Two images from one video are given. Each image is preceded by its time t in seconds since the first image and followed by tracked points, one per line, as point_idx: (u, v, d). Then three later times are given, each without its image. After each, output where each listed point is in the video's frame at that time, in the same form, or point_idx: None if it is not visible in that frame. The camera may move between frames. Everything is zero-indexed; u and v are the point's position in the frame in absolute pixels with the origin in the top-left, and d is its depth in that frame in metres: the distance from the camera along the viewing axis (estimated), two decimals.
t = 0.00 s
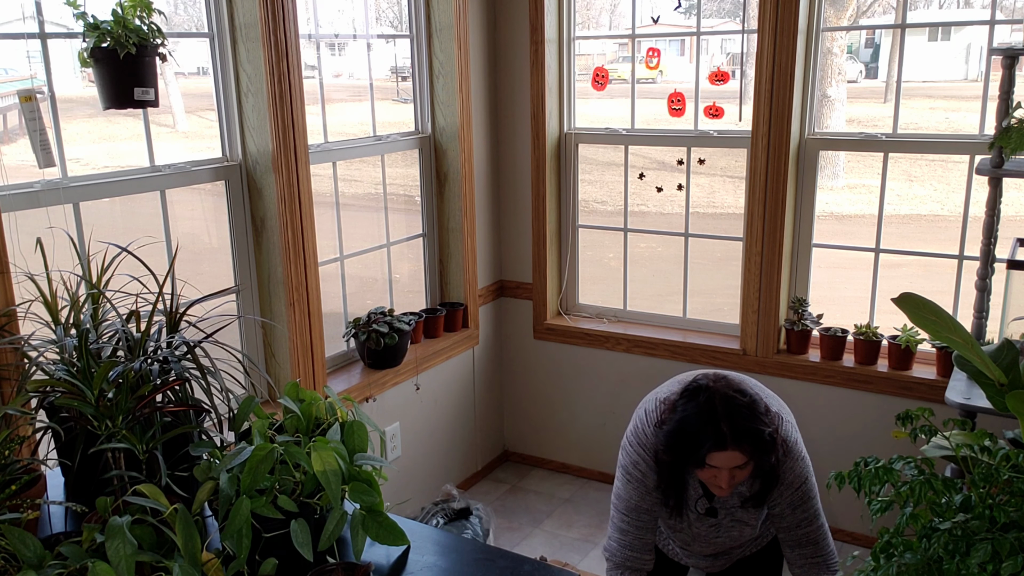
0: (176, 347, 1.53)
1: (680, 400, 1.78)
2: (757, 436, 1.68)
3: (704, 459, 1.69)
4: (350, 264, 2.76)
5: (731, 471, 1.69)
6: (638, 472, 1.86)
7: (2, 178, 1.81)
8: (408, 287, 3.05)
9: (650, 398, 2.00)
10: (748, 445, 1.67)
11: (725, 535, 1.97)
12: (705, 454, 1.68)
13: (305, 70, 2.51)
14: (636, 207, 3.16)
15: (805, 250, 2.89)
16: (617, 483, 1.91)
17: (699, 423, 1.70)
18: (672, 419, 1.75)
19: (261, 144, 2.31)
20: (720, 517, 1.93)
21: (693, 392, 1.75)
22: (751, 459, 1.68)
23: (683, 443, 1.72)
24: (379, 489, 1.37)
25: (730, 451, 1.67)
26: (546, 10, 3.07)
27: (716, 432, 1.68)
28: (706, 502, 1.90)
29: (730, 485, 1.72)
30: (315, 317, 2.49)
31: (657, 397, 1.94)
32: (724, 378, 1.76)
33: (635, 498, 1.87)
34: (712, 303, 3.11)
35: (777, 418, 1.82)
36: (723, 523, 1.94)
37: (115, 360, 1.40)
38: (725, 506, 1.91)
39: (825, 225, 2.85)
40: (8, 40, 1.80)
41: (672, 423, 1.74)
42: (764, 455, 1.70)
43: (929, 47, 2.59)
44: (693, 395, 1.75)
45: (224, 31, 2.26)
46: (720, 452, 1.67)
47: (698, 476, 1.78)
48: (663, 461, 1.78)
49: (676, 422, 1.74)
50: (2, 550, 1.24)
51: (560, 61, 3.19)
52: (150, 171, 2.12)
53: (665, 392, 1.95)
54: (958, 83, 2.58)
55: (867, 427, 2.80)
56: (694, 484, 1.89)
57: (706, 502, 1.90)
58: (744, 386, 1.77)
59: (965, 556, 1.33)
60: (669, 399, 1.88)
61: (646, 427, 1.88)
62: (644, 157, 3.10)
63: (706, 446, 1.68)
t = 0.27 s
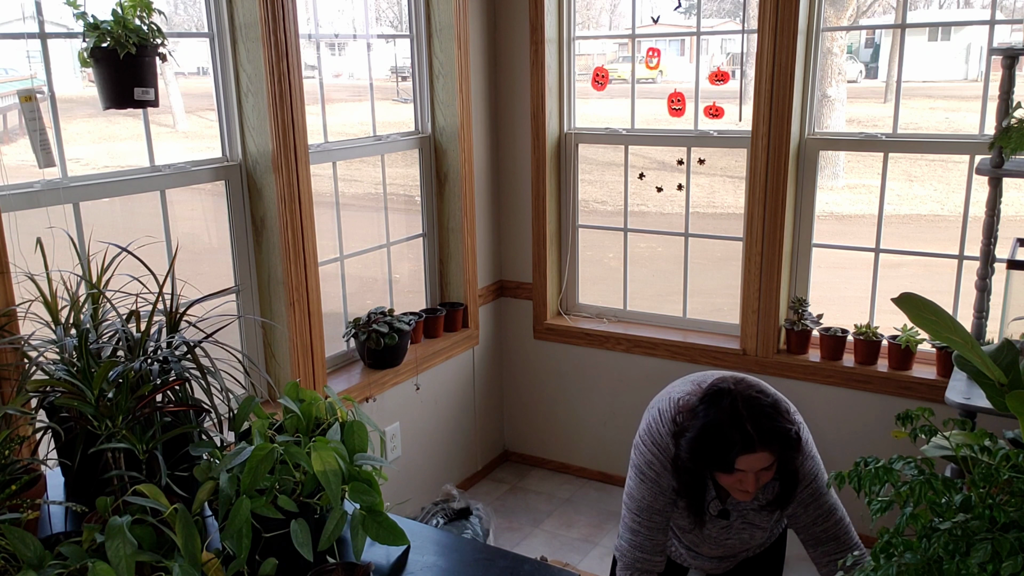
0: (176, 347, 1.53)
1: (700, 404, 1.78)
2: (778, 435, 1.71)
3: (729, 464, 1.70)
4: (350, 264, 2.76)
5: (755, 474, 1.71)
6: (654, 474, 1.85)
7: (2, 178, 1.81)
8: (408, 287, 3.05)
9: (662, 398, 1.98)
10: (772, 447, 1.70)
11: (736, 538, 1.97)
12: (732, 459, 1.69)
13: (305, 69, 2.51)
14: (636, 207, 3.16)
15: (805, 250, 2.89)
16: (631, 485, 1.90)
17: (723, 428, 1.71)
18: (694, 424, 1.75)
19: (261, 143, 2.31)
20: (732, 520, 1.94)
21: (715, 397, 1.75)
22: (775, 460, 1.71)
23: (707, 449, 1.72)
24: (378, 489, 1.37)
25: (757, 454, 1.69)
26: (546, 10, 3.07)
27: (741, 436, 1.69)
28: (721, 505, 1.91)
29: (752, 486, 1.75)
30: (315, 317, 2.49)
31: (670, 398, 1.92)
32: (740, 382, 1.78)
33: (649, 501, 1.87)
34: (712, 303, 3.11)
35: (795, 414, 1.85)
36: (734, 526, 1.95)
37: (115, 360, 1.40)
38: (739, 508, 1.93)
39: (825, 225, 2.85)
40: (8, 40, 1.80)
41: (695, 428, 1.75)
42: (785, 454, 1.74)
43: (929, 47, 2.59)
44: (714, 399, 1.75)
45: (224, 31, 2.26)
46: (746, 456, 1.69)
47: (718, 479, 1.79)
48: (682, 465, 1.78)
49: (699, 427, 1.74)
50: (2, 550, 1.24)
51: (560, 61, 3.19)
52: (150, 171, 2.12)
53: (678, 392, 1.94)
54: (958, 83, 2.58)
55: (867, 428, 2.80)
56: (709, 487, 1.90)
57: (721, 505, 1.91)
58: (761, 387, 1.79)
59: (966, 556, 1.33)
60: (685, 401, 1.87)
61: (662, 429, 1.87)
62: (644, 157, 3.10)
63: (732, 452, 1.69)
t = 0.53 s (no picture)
0: (176, 347, 1.53)
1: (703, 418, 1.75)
2: (784, 442, 1.70)
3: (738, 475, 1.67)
4: (350, 264, 2.76)
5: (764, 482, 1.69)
6: (656, 488, 1.84)
7: (2, 178, 1.81)
8: (408, 287, 3.05)
9: (662, 410, 1.95)
10: (779, 454, 1.69)
11: (741, 546, 1.98)
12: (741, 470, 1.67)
13: (305, 70, 2.51)
14: (636, 207, 3.16)
15: (805, 249, 2.89)
16: (633, 499, 1.88)
17: (728, 439, 1.69)
18: (699, 438, 1.72)
19: (261, 144, 2.31)
20: (738, 529, 1.94)
21: (717, 408, 1.73)
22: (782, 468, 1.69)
23: (714, 462, 1.69)
24: (378, 489, 1.37)
25: (765, 462, 1.66)
26: (546, 10, 3.07)
27: (749, 446, 1.67)
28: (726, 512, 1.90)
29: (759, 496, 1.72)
30: (315, 317, 2.49)
31: (671, 411, 1.90)
32: (741, 391, 1.76)
33: (653, 515, 1.85)
34: (712, 303, 3.11)
35: (798, 418, 1.84)
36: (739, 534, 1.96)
37: (115, 360, 1.40)
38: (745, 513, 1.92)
39: (825, 225, 2.85)
40: (8, 40, 1.80)
41: (699, 441, 1.72)
42: (792, 461, 1.72)
43: (929, 47, 2.59)
44: (717, 411, 1.72)
45: (224, 31, 2.26)
46: (755, 465, 1.66)
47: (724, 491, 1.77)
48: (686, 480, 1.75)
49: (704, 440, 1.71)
50: (2, 550, 1.24)
51: (560, 61, 3.19)
52: (150, 171, 2.12)
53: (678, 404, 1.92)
54: (958, 83, 2.58)
55: (867, 428, 2.80)
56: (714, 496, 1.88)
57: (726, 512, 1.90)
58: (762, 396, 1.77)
59: (965, 555, 1.33)
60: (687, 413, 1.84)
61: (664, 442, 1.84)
62: (644, 157, 3.10)
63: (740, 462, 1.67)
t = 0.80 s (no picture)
0: (176, 347, 1.53)
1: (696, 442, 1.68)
2: (780, 462, 1.64)
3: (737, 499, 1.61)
4: (350, 264, 2.76)
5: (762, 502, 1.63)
6: (652, 517, 1.75)
7: (2, 178, 1.81)
8: (408, 287, 3.05)
9: (652, 433, 1.86)
10: (777, 473, 1.62)
11: (743, 554, 1.96)
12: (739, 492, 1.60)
13: (305, 70, 2.51)
14: (636, 207, 3.16)
15: (805, 249, 2.89)
16: (628, 527, 1.80)
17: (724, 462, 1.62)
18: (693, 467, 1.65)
19: (261, 144, 2.31)
20: (739, 542, 1.92)
21: (710, 434, 1.66)
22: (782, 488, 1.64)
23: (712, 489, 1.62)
24: (378, 489, 1.37)
25: (763, 483, 1.61)
26: (546, 10, 3.07)
27: (746, 469, 1.60)
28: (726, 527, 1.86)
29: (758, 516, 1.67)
30: (315, 317, 2.49)
31: (662, 434, 1.80)
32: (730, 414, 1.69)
33: (649, 543, 1.77)
34: (712, 303, 3.11)
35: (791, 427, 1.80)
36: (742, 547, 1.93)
37: (115, 360, 1.40)
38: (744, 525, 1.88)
39: (825, 225, 2.85)
40: (8, 40, 1.80)
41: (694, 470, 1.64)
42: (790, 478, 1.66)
43: (929, 47, 2.59)
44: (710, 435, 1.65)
45: (224, 31, 2.26)
46: (755, 488, 1.61)
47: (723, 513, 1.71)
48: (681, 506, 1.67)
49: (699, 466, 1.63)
50: (2, 550, 1.24)
51: (560, 61, 3.19)
52: (150, 171, 2.12)
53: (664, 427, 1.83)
54: (958, 83, 2.58)
55: (867, 428, 2.80)
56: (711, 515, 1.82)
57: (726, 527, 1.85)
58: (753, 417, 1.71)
59: (965, 556, 1.33)
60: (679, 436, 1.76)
61: (658, 467, 1.75)
62: (644, 157, 3.10)
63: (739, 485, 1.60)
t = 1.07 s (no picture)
0: (175, 347, 1.53)
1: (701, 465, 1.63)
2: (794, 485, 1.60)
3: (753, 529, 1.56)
4: (350, 264, 2.76)
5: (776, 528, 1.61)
6: (658, 535, 1.70)
7: (2, 178, 1.81)
8: (408, 287, 3.05)
9: (652, 447, 1.80)
10: (788, 498, 1.60)
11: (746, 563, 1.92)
12: (755, 522, 1.56)
13: (305, 70, 2.51)
14: (636, 207, 3.16)
15: (805, 249, 2.89)
16: (631, 545, 1.74)
17: (734, 487, 1.57)
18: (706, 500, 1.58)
19: (261, 143, 2.31)
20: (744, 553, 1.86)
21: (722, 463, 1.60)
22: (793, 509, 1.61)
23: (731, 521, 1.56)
24: (378, 489, 1.37)
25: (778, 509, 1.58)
26: (546, 10, 3.07)
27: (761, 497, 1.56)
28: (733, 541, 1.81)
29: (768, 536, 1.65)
30: (315, 318, 2.49)
31: (664, 449, 1.75)
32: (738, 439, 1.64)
33: (653, 561, 1.72)
34: (712, 303, 3.11)
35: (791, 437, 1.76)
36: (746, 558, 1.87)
37: (115, 360, 1.40)
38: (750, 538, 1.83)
39: (825, 225, 2.85)
40: (8, 40, 1.80)
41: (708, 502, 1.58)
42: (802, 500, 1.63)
43: (929, 47, 2.59)
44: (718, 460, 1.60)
45: (224, 31, 2.26)
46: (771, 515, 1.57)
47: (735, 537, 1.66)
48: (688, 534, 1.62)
49: (708, 494, 1.58)
50: (2, 550, 1.24)
51: (559, 61, 3.19)
52: (150, 171, 2.12)
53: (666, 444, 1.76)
54: (958, 83, 2.58)
55: (867, 428, 2.80)
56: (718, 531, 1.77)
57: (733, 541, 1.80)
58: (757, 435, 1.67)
59: (965, 556, 1.33)
60: (682, 453, 1.70)
61: (662, 484, 1.69)
62: (644, 157, 3.10)
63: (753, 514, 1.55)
